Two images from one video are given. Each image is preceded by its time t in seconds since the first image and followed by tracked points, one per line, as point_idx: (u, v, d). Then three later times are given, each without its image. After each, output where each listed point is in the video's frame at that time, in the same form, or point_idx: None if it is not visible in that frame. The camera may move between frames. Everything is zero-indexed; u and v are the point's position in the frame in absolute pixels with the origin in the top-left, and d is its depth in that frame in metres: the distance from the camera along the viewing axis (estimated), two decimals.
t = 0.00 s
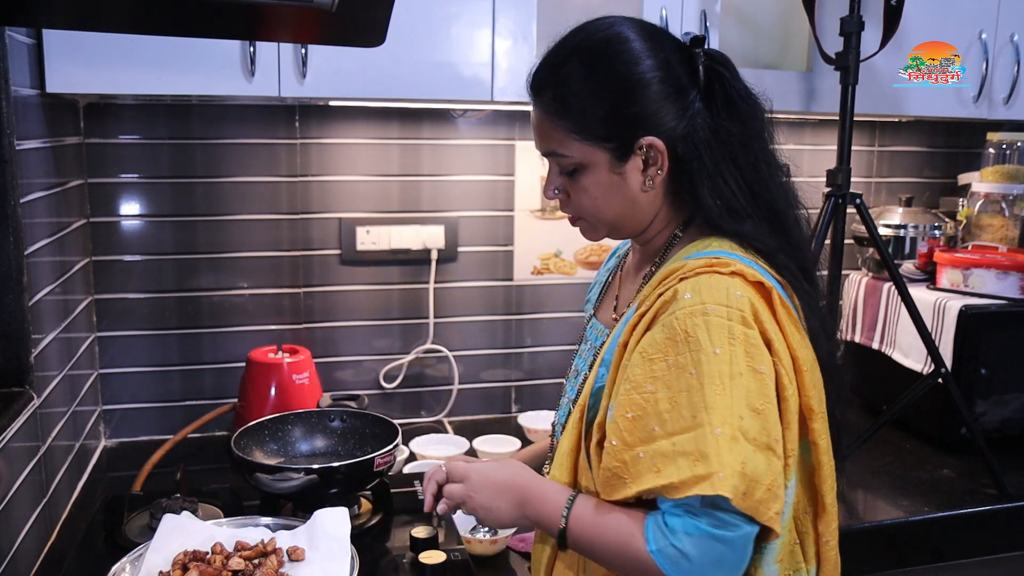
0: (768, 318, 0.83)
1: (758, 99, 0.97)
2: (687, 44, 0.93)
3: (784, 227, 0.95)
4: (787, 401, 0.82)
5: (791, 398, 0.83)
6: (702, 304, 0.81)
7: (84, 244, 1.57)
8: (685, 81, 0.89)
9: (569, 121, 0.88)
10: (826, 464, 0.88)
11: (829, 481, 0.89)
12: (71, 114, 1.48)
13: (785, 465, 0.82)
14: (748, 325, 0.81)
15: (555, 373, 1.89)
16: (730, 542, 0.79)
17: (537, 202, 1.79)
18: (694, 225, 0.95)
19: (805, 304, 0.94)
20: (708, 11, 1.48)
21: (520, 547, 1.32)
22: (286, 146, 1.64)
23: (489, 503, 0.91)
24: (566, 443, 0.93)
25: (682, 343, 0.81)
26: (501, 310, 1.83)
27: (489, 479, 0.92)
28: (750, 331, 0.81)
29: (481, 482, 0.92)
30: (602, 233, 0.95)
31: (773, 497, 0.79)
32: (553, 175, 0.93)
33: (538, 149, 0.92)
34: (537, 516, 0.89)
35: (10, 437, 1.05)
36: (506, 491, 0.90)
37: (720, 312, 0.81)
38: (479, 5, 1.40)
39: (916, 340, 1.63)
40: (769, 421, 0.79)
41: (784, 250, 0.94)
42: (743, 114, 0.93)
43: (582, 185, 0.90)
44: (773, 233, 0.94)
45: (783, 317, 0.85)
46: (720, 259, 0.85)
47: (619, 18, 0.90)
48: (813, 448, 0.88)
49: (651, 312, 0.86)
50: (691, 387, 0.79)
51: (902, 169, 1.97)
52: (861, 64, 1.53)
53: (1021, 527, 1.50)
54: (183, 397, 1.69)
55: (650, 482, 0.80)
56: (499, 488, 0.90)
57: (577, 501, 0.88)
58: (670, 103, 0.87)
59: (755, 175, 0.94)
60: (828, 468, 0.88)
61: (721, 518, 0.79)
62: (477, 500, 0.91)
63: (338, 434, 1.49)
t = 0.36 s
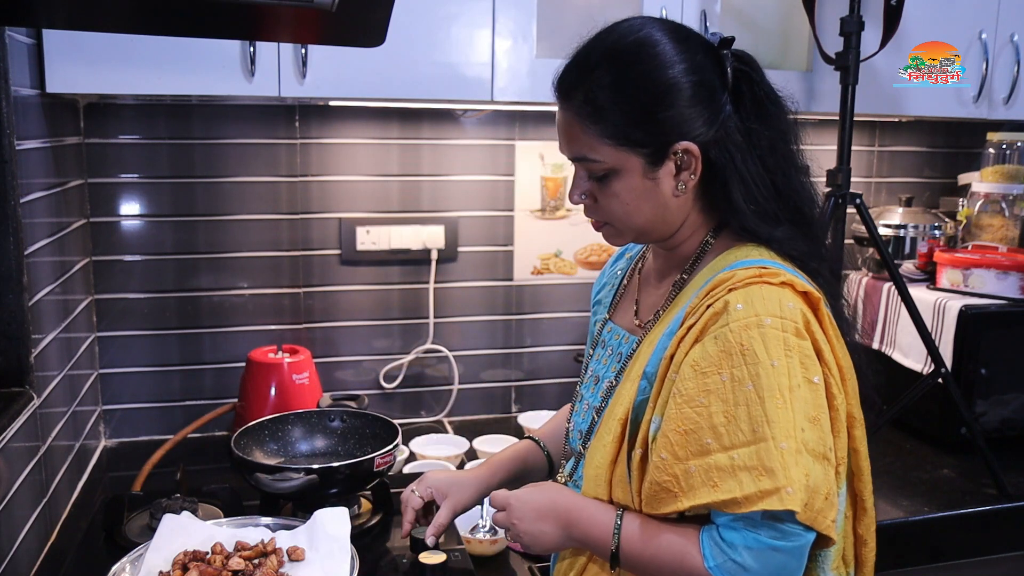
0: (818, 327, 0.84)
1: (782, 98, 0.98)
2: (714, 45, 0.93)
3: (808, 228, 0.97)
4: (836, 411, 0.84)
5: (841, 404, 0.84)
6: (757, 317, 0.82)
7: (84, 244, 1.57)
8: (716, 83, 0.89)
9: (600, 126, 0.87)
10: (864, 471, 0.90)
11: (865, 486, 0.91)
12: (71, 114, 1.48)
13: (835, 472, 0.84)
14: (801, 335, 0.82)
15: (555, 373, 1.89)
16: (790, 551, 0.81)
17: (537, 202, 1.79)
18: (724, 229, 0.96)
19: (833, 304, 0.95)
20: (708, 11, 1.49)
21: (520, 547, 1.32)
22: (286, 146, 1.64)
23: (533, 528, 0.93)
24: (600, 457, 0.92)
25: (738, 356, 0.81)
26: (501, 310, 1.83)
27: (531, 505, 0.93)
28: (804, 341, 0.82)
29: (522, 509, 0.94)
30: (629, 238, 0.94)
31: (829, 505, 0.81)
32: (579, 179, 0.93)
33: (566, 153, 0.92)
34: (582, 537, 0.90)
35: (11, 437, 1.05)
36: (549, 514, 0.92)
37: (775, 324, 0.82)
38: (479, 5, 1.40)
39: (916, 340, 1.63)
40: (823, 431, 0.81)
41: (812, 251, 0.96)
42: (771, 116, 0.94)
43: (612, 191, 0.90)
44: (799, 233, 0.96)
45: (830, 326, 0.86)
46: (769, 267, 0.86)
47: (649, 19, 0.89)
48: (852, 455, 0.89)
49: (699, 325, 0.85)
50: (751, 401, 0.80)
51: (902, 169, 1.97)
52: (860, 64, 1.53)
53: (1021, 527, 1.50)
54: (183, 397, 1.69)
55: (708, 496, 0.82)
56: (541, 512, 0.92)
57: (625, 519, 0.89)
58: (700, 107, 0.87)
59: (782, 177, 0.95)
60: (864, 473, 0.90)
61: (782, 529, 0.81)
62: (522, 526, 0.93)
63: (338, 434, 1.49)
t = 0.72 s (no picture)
0: (838, 334, 0.84)
1: (799, 98, 0.98)
2: (732, 45, 0.93)
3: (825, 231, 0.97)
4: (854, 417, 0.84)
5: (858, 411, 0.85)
6: (778, 323, 0.82)
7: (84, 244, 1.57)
8: (736, 86, 0.89)
9: (621, 132, 0.87)
10: (879, 473, 0.90)
11: (880, 490, 0.91)
12: (71, 114, 1.47)
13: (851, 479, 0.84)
14: (822, 342, 0.82)
15: (555, 373, 1.89)
16: (805, 558, 0.81)
17: (537, 202, 1.79)
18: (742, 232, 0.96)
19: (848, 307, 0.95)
20: (708, 11, 1.49)
21: (520, 548, 1.32)
22: (286, 146, 1.64)
23: (544, 529, 0.92)
24: (614, 460, 0.94)
25: (758, 361, 0.81)
26: (501, 310, 1.83)
27: (542, 506, 0.93)
28: (824, 348, 0.82)
29: (533, 509, 0.93)
30: (645, 242, 0.94)
31: (845, 512, 0.81)
32: (596, 184, 0.93)
33: (584, 159, 0.91)
34: (593, 539, 0.90)
35: (10, 437, 1.05)
36: (561, 516, 0.92)
37: (797, 331, 0.82)
38: (479, 5, 1.40)
39: (916, 340, 1.63)
40: (841, 438, 0.81)
41: (828, 251, 0.96)
42: (790, 118, 0.94)
43: (631, 196, 0.90)
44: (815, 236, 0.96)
45: (849, 332, 0.86)
46: (791, 274, 0.86)
47: (668, 24, 0.89)
48: (869, 461, 0.90)
49: (720, 329, 0.85)
50: (770, 407, 0.80)
51: (902, 169, 1.98)
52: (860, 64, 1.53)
53: (1020, 527, 1.50)
54: (183, 397, 1.69)
55: (724, 502, 0.82)
56: (552, 514, 0.92)
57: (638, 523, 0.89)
58: (720, 111, 0.87)
59: (800, 178, 0.95)
60: (880, 478, 0.91)
61: (798, 536, 0.81)
62: (532, 526, 0.93)
63: (338, 434, 1.49)
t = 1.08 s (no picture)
0: (856, 337, 0.85)
1: (813, 102, 0.98)
2: (750, 51, 0.92)
3: (837, 236, 0.97)
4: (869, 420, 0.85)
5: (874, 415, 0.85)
6: (799, 326, 0.83)
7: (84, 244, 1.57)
8: (754, 96, 0.89)
9: (641, 141, 0.87)
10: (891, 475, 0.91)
11: (893, 492, 0.92)
12: (71, 114, 1.48)
13: (868, 482, 0.85)
14: (842, 345, 0.83)
15: (555, 373, 1.89)
16: (822, 560, 0.82)
17: (537, 202, 1.79)
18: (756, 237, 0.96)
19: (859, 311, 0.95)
20: (708, 11, 1.49)
21: (520, 547, 1.32)
22: (286, 146, 1.64)
23: (554, 533, 0.92)
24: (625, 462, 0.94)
25: (779, 365, 0.82)
26: (501, 310, 1.83)
27: (551, 510, 0.93)
28: (844, 352, 0.83)
29: (543, 513, 0.93)
30: (656, 245, 0.94)
31: (863, 515, 0.82)
32: (609, 187, 0.92)
33: (599, 164, 0.91)
34: (604, 543, 0.90)
35: (11, 437, 1.05)
36: (571, 520, 0.92)
37: (818, 334, 0.82)
38: (479, 5, 1.40)
39: (916, 340, 1.64)
40: (860, 441, 0.82)
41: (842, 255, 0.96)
42: (806, 124, 0.94)
43: (646, 204, 0.89)
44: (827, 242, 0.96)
45: (866, 336, 0.87)
46: (810, 277, 0.87)
47: (687, 30, 0.88)
48: (883, 464, 0.90)
49: (739, 332, 0.85)
50: (791, 411, 0.81)
51: (902, 169, 1.97)
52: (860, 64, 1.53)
53: (1020, 527, 1.50)
54: (183, 397, 1.69)
55: (744, 505, 0.82)
56: (560, 518, 0.92)
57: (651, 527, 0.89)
58: (738, 122, 0.87)
59: (814, 183, 0.95)
60: (893, 480, 0.91)
61: (816, 539, 0.81)
62: (541, 530, 0.93)
63: (338, 434, 1.49)
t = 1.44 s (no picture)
0: (866, 339, 0.86)
1: (814, 103, 0.97)
2: (755, 56, 0.91)
3: (839, 238, 0.97)
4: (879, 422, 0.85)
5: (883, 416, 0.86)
6: (810, 328, 0.83)
7: (84, 244, 1.57)
8: (762, 106, 0.88)
9: (651, 158, 0.86)
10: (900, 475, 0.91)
11: (901, 493, 0.92)
12: (71, 114, 1.48)
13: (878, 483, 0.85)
14: (852, 347, 0.83)
15: (555, 373, 1.89)
16: (835, 561, 0.82)
17: (537, 202, 1.79)
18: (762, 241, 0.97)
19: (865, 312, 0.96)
20: (708, 11, 1.49)
21: (520, 547, 1.32)
22: (286, 146, 1.64)
23: (562, 537, 0.92)
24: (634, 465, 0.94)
25: (791, 367, 0.82)
26: (501, 310, 1.83)
27: (558, 515, 0.93)
28: (854, 354, 0.83)
29: (551, 517, 0.93)
30: (664, 255, 0.95)
31: (874, 517, 0.82)
32: (615, 200, 0.92)
33: (607, 179, 0.90)
34: (614, 546, 0.90)
35: (11, 437, 1.05)
36: (579, 524, 0.92)
37: (829, 336, 0.83)
38: (479, 5, 1.40)
39: (916, 340, 1.64)
40: (871, 443, 0.82)
41: (845, 256, 0.96)
42: (808, 127, 0.94)
43: (656, 218, 0.89)
44: (831, 245, 0.96)
45: (875, 338, 0.88)
46: (820, 279, 0.87)
47: (695, 42, 0.87)
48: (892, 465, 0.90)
49: (750, 335, 0.85)
50: (803, 413, 0.81)
51: (902, 170, 1.97)
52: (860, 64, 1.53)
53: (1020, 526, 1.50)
54: (183, 397, 1.69)
55: (756, 508, 0.82)
56: (567, 522, 0.92)
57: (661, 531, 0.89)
58: (747, 135, 0.87)
59: (818, 186, 0.95)
60: (901, 481, 0.91)
61: (829, 541, 0.81)
62: (550, 535, 0.93)
63: (338, 434, 1.49)
